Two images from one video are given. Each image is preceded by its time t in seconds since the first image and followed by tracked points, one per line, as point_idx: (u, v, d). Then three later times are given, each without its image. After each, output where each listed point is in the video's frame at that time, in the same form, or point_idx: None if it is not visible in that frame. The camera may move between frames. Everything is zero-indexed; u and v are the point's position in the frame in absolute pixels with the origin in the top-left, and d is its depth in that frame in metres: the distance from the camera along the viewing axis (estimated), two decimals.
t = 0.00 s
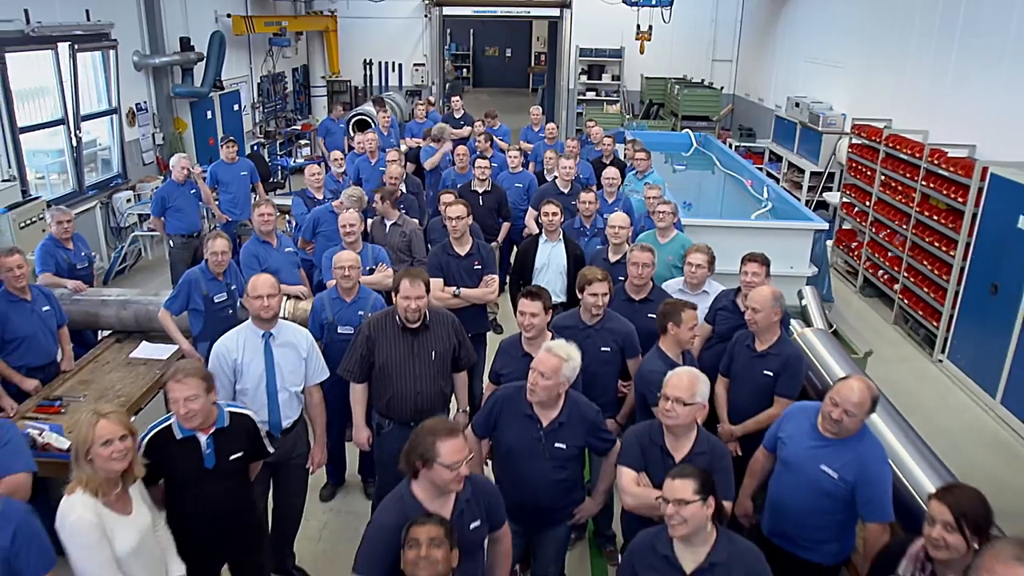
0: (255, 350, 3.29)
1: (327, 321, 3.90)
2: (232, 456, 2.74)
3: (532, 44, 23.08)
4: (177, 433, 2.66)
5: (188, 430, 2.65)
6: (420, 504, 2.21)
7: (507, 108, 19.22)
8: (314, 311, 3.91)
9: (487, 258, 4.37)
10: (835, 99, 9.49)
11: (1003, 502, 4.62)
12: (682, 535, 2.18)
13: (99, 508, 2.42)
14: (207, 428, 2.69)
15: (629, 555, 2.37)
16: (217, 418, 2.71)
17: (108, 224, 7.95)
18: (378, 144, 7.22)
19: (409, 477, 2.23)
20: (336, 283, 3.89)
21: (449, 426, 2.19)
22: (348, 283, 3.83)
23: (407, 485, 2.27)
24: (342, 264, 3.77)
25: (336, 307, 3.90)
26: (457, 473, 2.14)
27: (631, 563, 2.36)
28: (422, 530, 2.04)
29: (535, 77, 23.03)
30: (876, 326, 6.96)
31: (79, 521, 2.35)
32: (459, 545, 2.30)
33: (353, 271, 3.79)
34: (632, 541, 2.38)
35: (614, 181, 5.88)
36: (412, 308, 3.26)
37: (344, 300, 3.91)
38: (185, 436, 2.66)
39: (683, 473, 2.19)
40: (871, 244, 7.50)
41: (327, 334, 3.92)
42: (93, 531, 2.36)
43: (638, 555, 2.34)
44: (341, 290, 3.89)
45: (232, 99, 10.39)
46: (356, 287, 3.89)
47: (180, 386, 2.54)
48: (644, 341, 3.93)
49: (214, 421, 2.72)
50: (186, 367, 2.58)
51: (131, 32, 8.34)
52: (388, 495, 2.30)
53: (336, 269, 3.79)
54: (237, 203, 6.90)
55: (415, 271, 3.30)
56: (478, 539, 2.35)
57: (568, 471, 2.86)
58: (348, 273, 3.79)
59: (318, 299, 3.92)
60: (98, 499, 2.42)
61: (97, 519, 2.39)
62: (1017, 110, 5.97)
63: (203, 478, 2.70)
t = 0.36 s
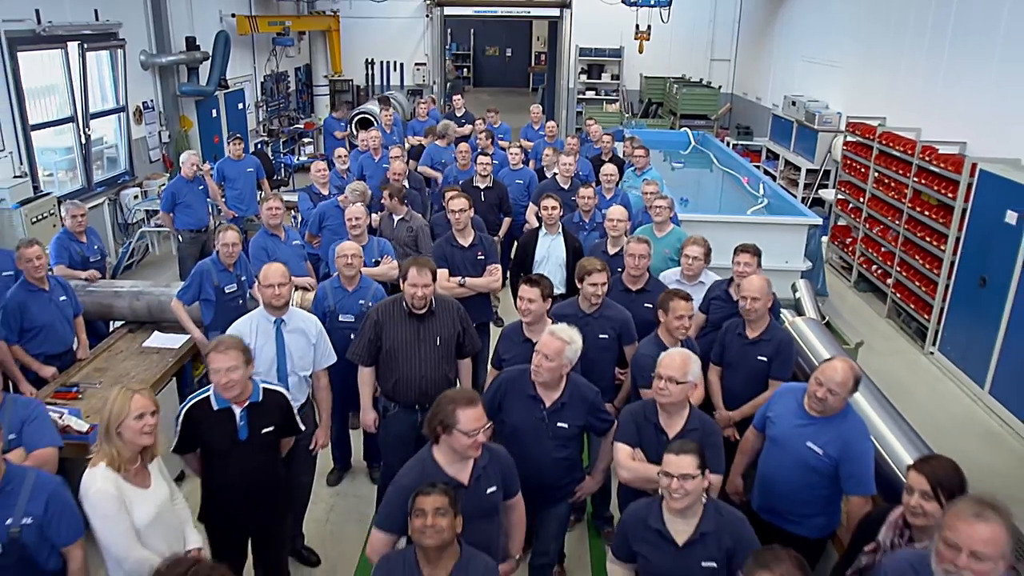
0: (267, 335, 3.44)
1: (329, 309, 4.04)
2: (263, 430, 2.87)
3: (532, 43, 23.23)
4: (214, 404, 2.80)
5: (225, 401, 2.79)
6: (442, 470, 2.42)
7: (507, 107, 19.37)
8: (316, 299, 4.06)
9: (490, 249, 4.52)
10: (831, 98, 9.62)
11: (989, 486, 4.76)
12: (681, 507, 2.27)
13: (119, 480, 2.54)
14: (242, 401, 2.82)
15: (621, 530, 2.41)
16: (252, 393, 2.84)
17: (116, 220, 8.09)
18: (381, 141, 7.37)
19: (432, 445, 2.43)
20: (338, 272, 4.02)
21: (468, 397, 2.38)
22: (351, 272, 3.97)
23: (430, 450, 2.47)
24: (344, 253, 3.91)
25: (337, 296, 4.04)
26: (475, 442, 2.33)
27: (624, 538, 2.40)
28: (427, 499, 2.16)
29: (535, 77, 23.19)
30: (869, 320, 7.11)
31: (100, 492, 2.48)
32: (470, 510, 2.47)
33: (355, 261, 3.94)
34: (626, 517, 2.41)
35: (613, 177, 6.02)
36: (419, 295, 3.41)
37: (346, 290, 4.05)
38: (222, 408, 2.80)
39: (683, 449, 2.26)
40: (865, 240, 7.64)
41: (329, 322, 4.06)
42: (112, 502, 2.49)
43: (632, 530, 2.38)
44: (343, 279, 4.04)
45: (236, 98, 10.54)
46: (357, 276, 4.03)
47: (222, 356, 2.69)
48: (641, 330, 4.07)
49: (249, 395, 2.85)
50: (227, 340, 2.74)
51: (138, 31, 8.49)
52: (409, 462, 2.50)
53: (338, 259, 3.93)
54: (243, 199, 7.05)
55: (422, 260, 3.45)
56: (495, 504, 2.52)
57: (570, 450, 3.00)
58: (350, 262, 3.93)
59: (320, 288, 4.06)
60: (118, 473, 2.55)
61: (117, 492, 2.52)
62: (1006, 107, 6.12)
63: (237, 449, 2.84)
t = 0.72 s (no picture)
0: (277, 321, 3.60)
1: (335, 299, 4.18)
2: (291, 404, 3.15)
3: (533, 43, 23.38)
4: (245, 382, 3.08)
5: (254, 377, 3.08)
6: (457, 439, 2.65)
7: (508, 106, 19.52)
8: (322, 289, 4.19)
9: (493, 241, 4.67)
10: (827, 97, 9.76)
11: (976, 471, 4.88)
12: (666, 485, 2.38)
13: (142, 455, 2.69)
14: (271, 377, 3.11)
15: (611, 497, 2.53)
16: (280, 370, 3.14)
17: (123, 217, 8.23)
18: (385, 138, 7.52)
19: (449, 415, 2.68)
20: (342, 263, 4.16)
21: (484, 371, 2.58)
22: (355, 262, 4.10)
23: (447, 423, 2.72)
24: (348, 244, 4.04)
25: (342, 286, 4.17)
26: (488, 414, 2.55)
27: (613, 505, 2.53)
28: (432, 474, 2.29)
29: (535, 76, 23.33)
30: (862, 313, 7.26)
31: (124, 465, 2.63)
32: (481, 478, 2.66)
33: (359, 251, 4.07)
34: (617, 484, 2.54)
35: (611, 173, 6.16)
36: (428, 283, 3.57)
37: (350, 280, 4.18)
38: (252, 384, 3.09)
39: (663, 429, 2.34)
40: (859, 236, 7.79)
41: (335, 311, 4.20)
42: (134, 474, 2.63)
43: (623, 498, 2.50)
44: (347, 269, 4.17)
45: (240, 97, 10.68)
46: (361, 266, 4.17)
47: (258, 331, 2.99)
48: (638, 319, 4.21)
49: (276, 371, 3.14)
50: (258, 320, 3.05)
51: (144, 31, 8.64)
52: (427, 434, 2.74)
53: (343, 250, 4.07)
54: (249, 195, 7.20)
55: (431, 250, 3.61)
56: (507, 476, 2.71)
57: (570, 430, 3.14)
58: (355, 253, 4.07)
59: (325, 278, 4.20)
60: (141, 447, 2.69)
61: (141, 464, 2.67)
62: (996, 105, 6.26)
63: (267, 422, 3.11)
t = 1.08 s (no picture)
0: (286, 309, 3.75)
1: (342, 289, 4.32)
2: (303, 386, 3.31)
3: (533, 43, 23.53)
4: (261, 363, 3.25)
5: (271, 358, 3.26)
6: (464, 415, 2.81)
7: (509, 105, 19.66)
8: (329, 280, 4.34)
9: (497, 234, 4.84)
10: (823, 96, 9.90)
11: (960, 457, 5.06)
12: (646, 449, 2.51)
13: (166, 433, 2.84)
14: (285, 360, 3.28)
15: (603, 467, 2.68)
16: (293, 352, 3.31)
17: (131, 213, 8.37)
18: (388, 136, 7.67)
19: (457, 393, 2.83)
20: (349, 254, 4.31)
21: (490, 351, 2.74)
22: (361, 254, 4.25)
23: (456, 400, 2.87)
24: (355, 236, 4.19)
25: (349, 276, 4.33)
26: (492, 390, 2.71)
27: (604, 473, 2.68)
28: (435, 446, 2.41)
29: (535, 76, 23.47)
30: (856, 307, 7.40)
31: (149, 442, 2.78)
32: (490, 452, 2.82)
33: (365, 243, 4.22)
34: (610, 452, 2.70)
35: (609, 170, 6.30)
36: (433, 275, 3.71)
37: (356, 270, 4.33)
38: (268, 365, 3.25)
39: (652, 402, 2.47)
40: (853, 232, 7.94)
41: (342, 301, 4.34)
42: (158, 451, 2.78)
43: (615, 469, 2.65)
44: (354, 260, 4.32)
45: (244, 96, 10.83)
46: (367, 257, 4.32)
47: (279, 313, 3.15)
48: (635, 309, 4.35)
49: (291, 355, 3.31)
50: (278, 304, 3.22)
51: (150, 31, 8.79)
52: (438, 409, 2.90)
53: (349, 241, 4.21)
54: (255, 191, 7.34)
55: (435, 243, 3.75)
56: (511, 451, 2.87)
57: (568, 411, 3.29)
58: (361, 244, 4.22)
59: (332, 270, 4.34)
60: (165, 426, 2.84)
61: (164, 442, 2.81)
62: (985, 103, 6.41)
63: (281, 403, 3.27)
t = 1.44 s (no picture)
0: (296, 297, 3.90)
1: (349, 280, 4.47)
2: (313, 374, 3.45)
3: (533, 44, 23.69)
4: (274, 349, 3.39)
5: (284, 346, 3.40)
6: (468, 395, 2.95)
7: (509, 105, 19.82)
8: (337, 272, 4.49)
9: (501, 227, 5.02)
10: (820, 94, 10.05)
11: (941, 441, 5.23)
12: (630, 416, 2.66)
13: (184, 415, 2.97)
14: (297, 348, 3.42)
15: (596, 441, 2.84)
16: (306, 342, 3.45)
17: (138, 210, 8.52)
18: (390, 134, 7.81)
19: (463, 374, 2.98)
20: (356, 247, 4.45)
21: (496, 336, 2.87)
22: (367, 246, 4.40)
23: (462, 379, 3.02)
24: (362, 229, 4.33)
25: (356, 268, 4.47)
26: (498, 373, 2.84)
27: (597, 446, 2.83)
28: (443, 425, 2.52)
29: (535, 75, 23.62)
30: (850, 302, 7.55)
31: (168, 423, 2.93)
32: (492, 432, 2.97)
33: (372, 236, 4.35)
34: (602, 426, 2.86)
35: (608, 167, 6.44)
36: (434, 264, 3.87)
37: (363, 262, 4.47)
38: (281, 352, 3.39)
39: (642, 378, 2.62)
40: (848, 228, 8.08)
41: (349, 291, 4.49)
42: (176, 432, 2.91)
43: (609, 444, 2.80)
44: (360, 252, 4.46)
45: (248, 95, 10.99)
46: (373, 249, 4.46)
47: (299, 303, 3.29)
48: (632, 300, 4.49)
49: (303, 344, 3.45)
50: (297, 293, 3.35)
51: (156, 31, 8.93)
52: (445, 387, 3.05)
53: (357, 234, 4.35)
54: (261, 188, 7.49)
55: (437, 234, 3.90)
56: (513, 432, 3.01)
57: (565, 394, 3.43)
58: (367, 237, 4.36)
59: (340, 261, 4.49)
60: (184, 408, 2.99)
61: (181, 423, 2.95)
62: (975, 101, 6.55)
63: (290, 388, 3.41)
